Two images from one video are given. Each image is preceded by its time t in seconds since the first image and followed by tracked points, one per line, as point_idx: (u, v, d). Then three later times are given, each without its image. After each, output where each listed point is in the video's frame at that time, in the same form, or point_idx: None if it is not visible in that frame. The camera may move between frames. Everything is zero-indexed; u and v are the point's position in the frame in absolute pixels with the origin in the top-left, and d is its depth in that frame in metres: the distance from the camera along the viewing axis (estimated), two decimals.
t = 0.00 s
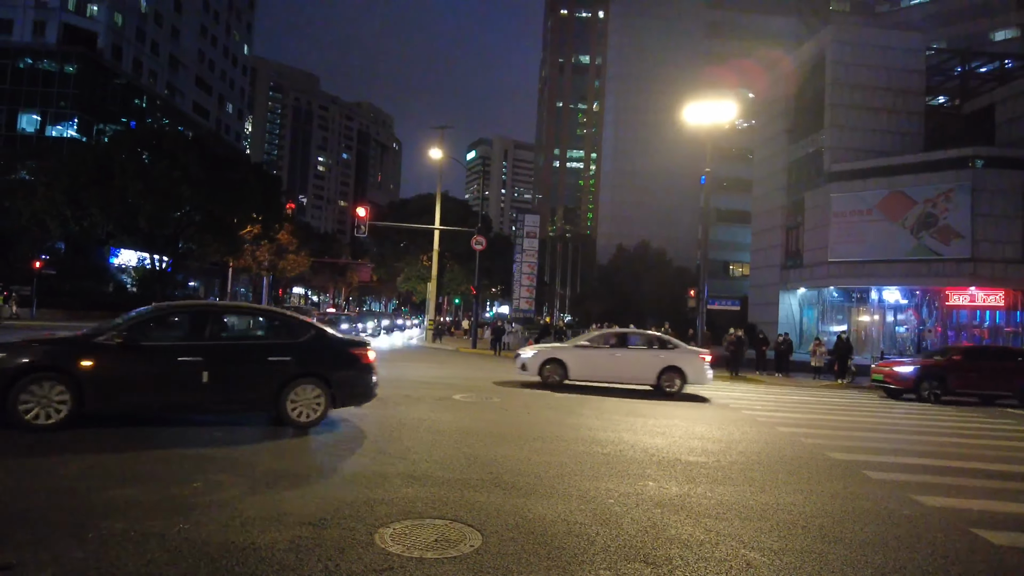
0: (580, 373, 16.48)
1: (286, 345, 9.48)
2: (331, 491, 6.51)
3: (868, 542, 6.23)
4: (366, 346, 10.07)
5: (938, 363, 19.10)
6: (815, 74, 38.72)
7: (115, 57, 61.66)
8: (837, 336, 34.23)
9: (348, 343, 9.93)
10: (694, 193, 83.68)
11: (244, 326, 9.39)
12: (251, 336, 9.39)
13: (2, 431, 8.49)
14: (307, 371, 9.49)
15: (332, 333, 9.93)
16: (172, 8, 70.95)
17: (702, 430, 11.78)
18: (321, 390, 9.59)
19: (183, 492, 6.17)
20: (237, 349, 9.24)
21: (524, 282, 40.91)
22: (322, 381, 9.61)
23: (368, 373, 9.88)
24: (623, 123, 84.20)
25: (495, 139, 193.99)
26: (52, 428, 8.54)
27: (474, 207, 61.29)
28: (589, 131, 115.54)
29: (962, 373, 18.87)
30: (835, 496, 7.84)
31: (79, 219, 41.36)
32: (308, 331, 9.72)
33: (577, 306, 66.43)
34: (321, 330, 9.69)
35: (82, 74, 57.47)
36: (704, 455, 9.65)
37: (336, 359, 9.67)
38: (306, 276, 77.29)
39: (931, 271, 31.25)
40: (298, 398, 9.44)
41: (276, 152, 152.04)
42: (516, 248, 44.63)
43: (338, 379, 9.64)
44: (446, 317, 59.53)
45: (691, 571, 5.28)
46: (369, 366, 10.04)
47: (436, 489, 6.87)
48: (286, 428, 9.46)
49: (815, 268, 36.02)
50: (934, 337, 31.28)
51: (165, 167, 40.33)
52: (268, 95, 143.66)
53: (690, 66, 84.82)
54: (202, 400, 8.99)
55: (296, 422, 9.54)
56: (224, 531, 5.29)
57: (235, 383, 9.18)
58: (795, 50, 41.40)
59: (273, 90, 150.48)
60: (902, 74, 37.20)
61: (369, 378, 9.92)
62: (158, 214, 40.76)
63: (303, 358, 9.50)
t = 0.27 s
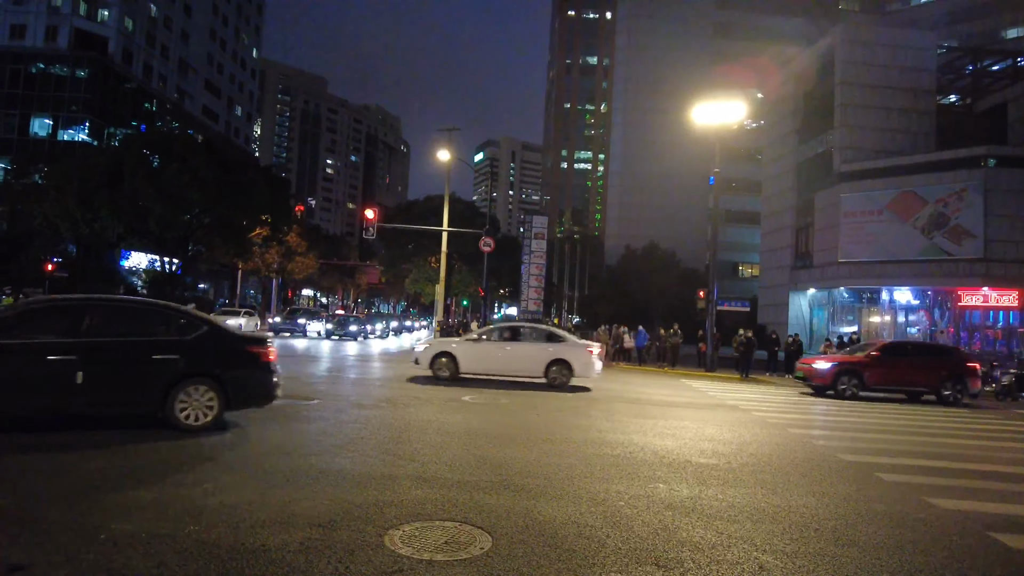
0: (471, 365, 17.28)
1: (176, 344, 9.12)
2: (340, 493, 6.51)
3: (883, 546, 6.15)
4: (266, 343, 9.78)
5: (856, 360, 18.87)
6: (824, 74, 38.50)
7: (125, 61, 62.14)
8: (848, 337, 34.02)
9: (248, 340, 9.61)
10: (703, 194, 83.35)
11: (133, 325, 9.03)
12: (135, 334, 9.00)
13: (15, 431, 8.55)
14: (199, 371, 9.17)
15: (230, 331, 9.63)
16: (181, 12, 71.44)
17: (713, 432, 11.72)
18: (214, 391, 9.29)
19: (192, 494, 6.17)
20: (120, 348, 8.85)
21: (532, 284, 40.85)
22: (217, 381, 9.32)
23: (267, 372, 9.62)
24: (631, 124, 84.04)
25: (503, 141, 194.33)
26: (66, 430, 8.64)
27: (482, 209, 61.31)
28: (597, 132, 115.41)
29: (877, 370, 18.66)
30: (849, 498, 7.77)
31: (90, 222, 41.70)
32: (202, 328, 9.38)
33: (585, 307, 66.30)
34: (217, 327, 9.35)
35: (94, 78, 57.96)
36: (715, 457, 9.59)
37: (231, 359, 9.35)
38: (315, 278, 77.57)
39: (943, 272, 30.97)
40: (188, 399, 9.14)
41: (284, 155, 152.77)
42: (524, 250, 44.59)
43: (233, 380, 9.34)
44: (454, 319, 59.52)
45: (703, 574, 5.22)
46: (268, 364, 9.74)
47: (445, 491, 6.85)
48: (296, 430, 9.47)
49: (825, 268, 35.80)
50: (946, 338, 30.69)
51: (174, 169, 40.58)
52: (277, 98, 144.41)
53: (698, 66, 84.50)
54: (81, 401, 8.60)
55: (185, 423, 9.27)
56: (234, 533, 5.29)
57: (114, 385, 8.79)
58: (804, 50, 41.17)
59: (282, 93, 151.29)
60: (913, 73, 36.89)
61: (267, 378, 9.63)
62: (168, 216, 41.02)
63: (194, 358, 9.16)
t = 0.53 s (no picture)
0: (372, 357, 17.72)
1: (59, 343, 8.43)
2: (359, 494, 6.52)
3: (910, 546, 6.05)
4: (161, 342, 9.11)
5: (780, 353, 18.62)
6: (838, 69, 38.09)
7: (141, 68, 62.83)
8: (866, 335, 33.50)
9: (141, 338, 8.95)
10: (716, 191, 82.87)
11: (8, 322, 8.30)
12: (10, 334, 8.27)
13: (37, 434, 8.65)
14: (85, 373, 8.50)
15: (123, 328, 8.95)
16: (195, 18, 72.12)
17: (731, 431, 11.62)
18: (103, 394, 8.65)
19: (213, 496, 6.20)
20: None
21: (545, 283, 40.72)
22: (106, 383, 8.66)
23: (163, 373, 8.98)
24: (643, 122, 83.74)
25: (514, 141, 194.70)
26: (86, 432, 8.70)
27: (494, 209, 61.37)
28: (608, 131, 115.08)
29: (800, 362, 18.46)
30: (872, 497, 7.67)
31: (107, 226, 42.16)
32: (89, 326, 8.69)
33: (599, 306, 66.13)
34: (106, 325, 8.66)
35: (110, 84, 58.66)
36: (734, 456, 9.50)
37: (123, 360, 8.71)
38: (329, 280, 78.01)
39: (963, 267, 30.56)
40: (71, 403, 8.47)
41: (298, 158, 153.78)
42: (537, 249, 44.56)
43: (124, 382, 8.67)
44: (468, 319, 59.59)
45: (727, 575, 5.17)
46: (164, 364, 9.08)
47: (464, 491, 6.84)
48: (313, 431, 9.52)
49: (841, 265, 35.38)
50: (966, 334, 30.56)
51: (190, 174, 40.96)
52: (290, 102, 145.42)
53: (710, 63, 84.04)
54: None
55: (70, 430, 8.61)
56: (255, 534, 5.30)
57: None
58: (818, 44, 40.75)
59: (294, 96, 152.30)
60: (929, 66, 36.44)
61: (164, 380, 9.02)
62: (184, 220, 41.42)
63: (79, 358, 8.49)
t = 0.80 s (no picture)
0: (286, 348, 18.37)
1: None
2: (380, 495, 6.51)
3: (939, 547, 5.94)
4: (45, 344, 9.30)
5: (697, 346, 18.88)
6: (855, 63, 37.60)
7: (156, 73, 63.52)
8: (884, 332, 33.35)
9: (22, 340, 9.13)
10: (730, 187, 82.22)
11: None
12: None
13: (61, 436, 8.75)
14: None
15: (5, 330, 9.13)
16: (208, 23, 72.74)
17: (751, 430, 11.49)
18: None
19: (235, 498, 6.22)
20: None
21: (559, 283, 40.62)
22: None
23: (43, 374, 9.12)
24: (656, 119, 83.27)
25: (526, 141, 194.64)
26: (110, 434, 8.79)
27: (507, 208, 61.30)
28: (621, 129, 114.56)
29: (714, 356, 18.62)
30: (898, 496, 7.54)
31: (125, 230, 42.64)
32: None
33: (613, 305, 65.82)
34: None
35: (126, 90, 59.35)
36: (756, 455, 9.40)
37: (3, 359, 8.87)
38: (343, 281, 78.40)
39: (984, 262, 30.06)
40: None
41: (311, 160, 154.73)
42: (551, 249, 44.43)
43: None
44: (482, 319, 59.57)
45: None
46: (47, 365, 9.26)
47: (484, 492, 6.81)
48: (333, 432, 9.55)
49: (858, 261, 34.99)
50: (988, 330, 29.77)
51: (205, 178, 41.31)
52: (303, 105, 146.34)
53: (723, 59, 83.37)
54: None
55: None
56: (279, 536, 5.31)
57: None
58: (833, 38, 40.27)
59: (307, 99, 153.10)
60: (948, 58, 35.87)
61: (45, 381, 9.17)
62: (200, 224, 41.81)
63: None
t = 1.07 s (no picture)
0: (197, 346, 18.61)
1: None
2: (394, 497, 6.48)
3: (962, 550, 5.85)
4: None
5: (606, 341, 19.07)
6: (863, 60, 37.38)
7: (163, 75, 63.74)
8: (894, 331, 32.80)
9: None
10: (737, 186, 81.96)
11: None
12: None
13: (72, 436, 8.77)
14: None
15: None
16: (214, 24, 72.98)
17: (763, 430, 11.40)
18: None
19: (249, 500, 6.20)
20: None
21: (565, 283, 40.49)
22: None
23: None
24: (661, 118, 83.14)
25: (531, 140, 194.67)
26: (122, 436, 8.80)
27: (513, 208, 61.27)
28: (626, 128, 114.38)
29: (622, 351, 18.85)
30: (916, 498, 7.45)
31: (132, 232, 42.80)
32: None
33: (620, 305, 65.70)
34: None
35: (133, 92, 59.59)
36: (770, 456, 9.31)
37: None
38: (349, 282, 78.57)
39: (995, 259, 29.81)
40: None
41: (316, 161, 155.05)
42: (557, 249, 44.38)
43: None
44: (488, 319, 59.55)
45: None
46: None
47: (499, 494, 6.76)
48: (345, 433, 9.52)
49: (867, 260, 34.82)
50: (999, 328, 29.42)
51: (212, 179, 41.41)
52: (308, 106, 146.66)
53: (729, 57, 83.11)
54: None
55: None
56: (295, 539, 5.27)
57: None
58: (840, 35, 40.06)
59: (313, 100, 153.45)
60: (957, 55, 35.64)
61: None
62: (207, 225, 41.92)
63: None
